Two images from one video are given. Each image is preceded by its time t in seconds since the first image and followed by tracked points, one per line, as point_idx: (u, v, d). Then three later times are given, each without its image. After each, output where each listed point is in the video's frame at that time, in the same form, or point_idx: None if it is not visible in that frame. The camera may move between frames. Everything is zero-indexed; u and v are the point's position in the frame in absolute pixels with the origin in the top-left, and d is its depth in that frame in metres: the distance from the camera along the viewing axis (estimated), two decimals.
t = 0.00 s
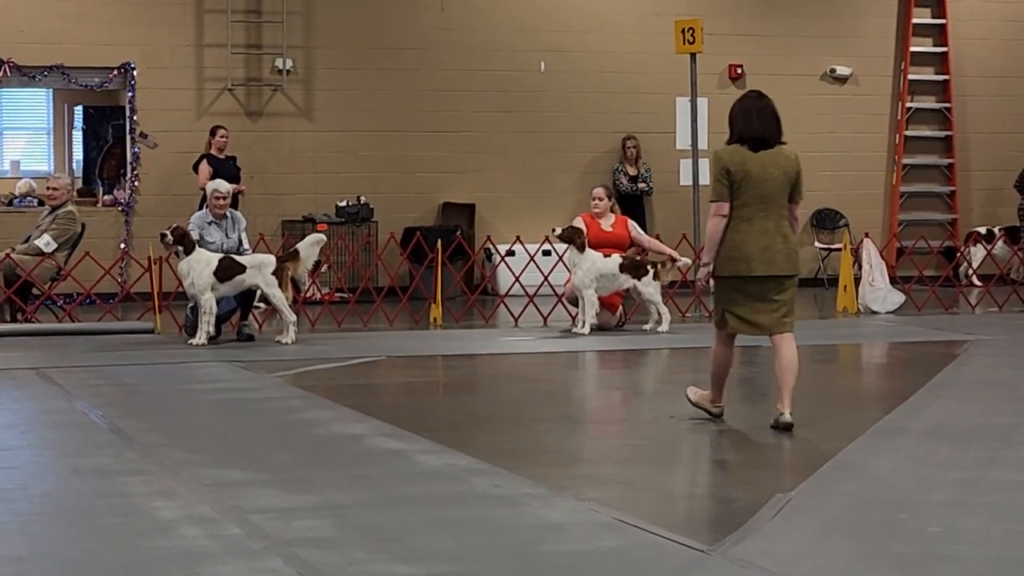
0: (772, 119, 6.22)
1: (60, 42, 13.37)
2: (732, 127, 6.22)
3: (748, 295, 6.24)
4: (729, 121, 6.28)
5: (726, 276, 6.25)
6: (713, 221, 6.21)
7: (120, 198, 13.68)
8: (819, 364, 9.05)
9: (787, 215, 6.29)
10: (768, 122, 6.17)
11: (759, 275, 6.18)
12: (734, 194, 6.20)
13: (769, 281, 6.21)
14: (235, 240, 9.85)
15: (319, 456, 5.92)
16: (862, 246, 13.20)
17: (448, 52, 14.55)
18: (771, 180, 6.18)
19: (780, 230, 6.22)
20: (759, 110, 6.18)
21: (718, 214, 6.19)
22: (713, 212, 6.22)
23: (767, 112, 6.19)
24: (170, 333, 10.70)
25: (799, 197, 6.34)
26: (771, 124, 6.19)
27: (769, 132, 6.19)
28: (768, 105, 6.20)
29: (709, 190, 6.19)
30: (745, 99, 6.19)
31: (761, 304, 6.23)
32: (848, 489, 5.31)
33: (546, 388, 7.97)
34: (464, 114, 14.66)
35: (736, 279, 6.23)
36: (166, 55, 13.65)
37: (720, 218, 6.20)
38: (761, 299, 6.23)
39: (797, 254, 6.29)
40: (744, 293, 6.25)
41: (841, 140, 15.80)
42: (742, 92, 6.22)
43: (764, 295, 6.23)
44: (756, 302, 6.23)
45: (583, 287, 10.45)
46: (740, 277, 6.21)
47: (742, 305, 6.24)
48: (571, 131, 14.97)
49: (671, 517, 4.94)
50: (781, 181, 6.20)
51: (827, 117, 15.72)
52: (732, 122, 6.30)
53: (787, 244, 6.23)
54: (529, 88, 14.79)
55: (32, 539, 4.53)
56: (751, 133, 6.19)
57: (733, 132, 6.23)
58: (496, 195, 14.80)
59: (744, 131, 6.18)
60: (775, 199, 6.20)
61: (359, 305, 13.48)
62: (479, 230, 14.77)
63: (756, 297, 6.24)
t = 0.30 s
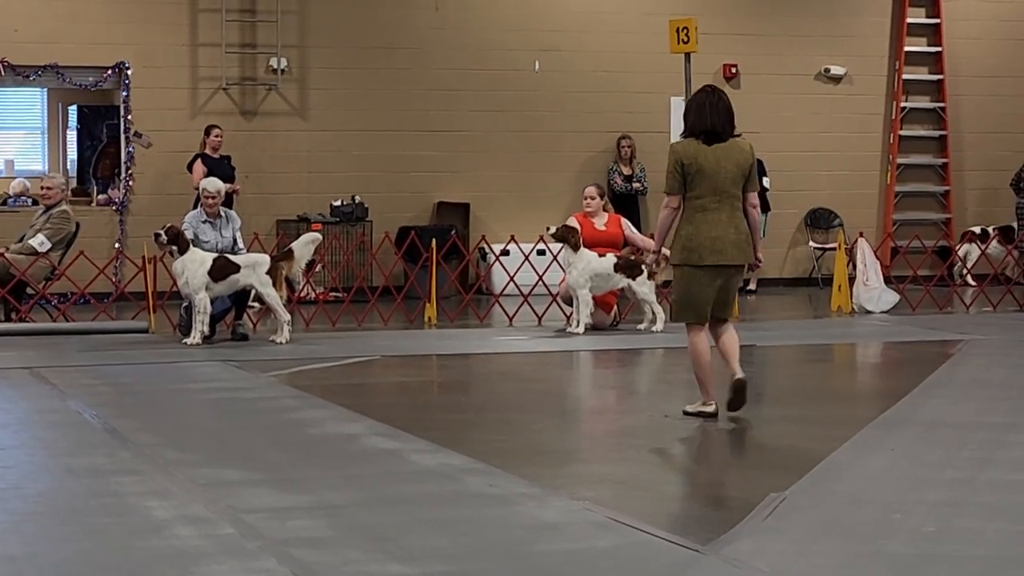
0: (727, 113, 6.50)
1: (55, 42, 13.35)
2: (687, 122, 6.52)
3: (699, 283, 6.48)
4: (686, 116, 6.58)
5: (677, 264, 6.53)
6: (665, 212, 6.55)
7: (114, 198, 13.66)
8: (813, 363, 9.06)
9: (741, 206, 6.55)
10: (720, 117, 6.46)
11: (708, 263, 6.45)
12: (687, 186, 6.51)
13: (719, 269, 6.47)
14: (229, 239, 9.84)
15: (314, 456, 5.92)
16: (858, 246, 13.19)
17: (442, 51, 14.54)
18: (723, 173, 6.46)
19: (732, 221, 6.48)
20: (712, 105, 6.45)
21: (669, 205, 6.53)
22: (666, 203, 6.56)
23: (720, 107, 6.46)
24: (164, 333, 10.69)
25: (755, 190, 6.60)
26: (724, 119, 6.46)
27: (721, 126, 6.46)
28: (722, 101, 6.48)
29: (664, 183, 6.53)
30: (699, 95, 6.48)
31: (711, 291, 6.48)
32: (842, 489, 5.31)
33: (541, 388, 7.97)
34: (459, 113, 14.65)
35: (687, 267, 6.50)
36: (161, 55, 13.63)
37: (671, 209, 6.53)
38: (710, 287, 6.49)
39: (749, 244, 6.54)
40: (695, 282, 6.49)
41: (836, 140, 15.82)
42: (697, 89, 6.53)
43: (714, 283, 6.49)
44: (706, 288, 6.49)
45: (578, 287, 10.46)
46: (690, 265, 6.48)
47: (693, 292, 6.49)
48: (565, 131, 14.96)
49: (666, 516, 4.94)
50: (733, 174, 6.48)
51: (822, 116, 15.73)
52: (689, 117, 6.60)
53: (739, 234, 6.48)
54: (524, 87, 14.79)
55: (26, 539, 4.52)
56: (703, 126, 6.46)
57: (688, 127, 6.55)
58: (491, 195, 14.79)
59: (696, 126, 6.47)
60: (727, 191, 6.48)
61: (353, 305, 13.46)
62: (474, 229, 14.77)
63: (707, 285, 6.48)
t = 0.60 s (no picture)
0: (695, 122, 6.79)
1: (49, 41, 13.34)
2: (656, 130, 6.82)
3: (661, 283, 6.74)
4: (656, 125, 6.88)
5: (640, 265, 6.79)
6: (629, 215, 6.86)
7: (109, 197, 13.65)
8: (808, 362, 9.06)
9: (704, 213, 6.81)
10: (688, 125, 6.75)
11: (670, 265, 6.70)
12: (653, 191, 6.77)
13: (680, 271, 6.72)
14: (224, 238, 9.83)
15: (309, 455, 5.91)
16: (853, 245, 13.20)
17: (437, 51, 14.54)
18: (688, 179, 6.73)
19: (695, 226, 6.74)
20: (681, 114, 6.76)
21: (633, 209, 6.84)
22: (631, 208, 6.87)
23: (689, 116, 6.77)
24: (159, 332, 10.68)
25: (718, 199, 6.88)
26: (690, 127, 6.75)
27: (689, 133, 6.75)
28: (691, 111, 6.78)
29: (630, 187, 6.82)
30: (669, 104, 6.79)
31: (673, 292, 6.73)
32: (838, 488, 5.31)
33: (535, 387, 7.97)
34: (454, 112, 14.65)
35: (650, 268, 6.75)
36: (156, 54, 13.63)
37: (635, 213, 6.85)
38: (672, 288, 6.73)
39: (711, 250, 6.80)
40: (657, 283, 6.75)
41: (831, 139, 15.83)
42: (666, 99, 6.84)
43: (676, 285, 6.74)
44: (669, 289, 6.73)
45: (573, 286, 10.47)
46: (653, 266, 6.74)
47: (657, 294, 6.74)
48: (561, 130, 14.96)
49: (661, 516, 4.94)
50: (698, 181, 6.75)
51: (817, 116, 15.75)
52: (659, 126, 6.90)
53: (701, 240, 6.74)
54: (519, 86, 14.79)
55: (21, 538, 4.52)
56: (672, 132, 6.75)
57: (656, 135, 6.84)
58: (486, 194, 14.80)
59: (666, 132, 6.76)
60: (691, 197, 6.74)
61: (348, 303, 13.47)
62: (469, 228, 14.77)
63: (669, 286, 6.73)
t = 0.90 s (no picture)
0: (662, 116, 7.07)
1: (44, 41, 13.33)
2: (626, 126, 7.09)
3: (638, 274, 7.07)
4: (624, 121, 7.13)
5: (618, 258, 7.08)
6: (607, 209, 7.06)
7: (105, 197, 13.64)
8: (804, 362, 9.07)
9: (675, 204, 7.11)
10: (657, 121, 7.03)
11: (647, 258, 7.02)
12: (627, 186, 7.04)
13: (656, 262, 7.04)
14: (220, 238, 9.83)
15: (304, 455, 5.91)
16: (848, 245, 13.21)
17: (433, 50, 14.54)
18: (659, 173, 7.02)
19: (668, 219, 7.05)
20: (648, 110, 7.04)
21: (612, 203, 7.04)
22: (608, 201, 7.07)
23: (657, 111, 7.05)
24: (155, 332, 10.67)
25: (687, 190, 7.17)
26: (659, 122, 7.03)
27: (658, 128, 7.03)
28: (658, 107, 7.07)
29: (605, 182, 7.06)
30: (637, 100, 7.05)
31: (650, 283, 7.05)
32: (833, 488, 5.32)
33: (531, 387, 7.97)
34: (449, 112, 14.64)
35: (628, 261, 7.06)
36: (151, 54, 13.62)
37: (613, 207, 7.05)
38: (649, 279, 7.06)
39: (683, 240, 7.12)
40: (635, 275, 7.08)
41: (827, 139, 15.84)
42: (633, 95, 7.10)
43: (652, 274, 7.05)
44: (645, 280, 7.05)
45: (569, 286, 10.48)
46: (631, 259, 7.05)
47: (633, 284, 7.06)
48: (557, 130, 14.95)
49: (656, 516, 4.94)
50: (669, 175, 7.04)
51: (812, 116, 15.76)
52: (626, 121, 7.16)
53: (673, 231, 7.05)
54: (514, 86, 14.79)
55: (18, 538, 4.51)
56: (643, 128, 7.02)
57: (627, 130, 7.10)
58: (482, 194, 14.79)
59: (636, 128, 7.04)
60: (663, 191, 7.03)
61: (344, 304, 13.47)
62: (465, 228, 14.77)
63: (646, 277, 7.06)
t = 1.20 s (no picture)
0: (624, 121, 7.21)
1: (42, 42, 13.33)
2: (589, 130, 7.21)
3: (603, 276, 7.19)
4: (586, 126, 7.24)
5: (582, 260, 7.21)
6: (572, 213, 7.19)
7: (103, 198, 13.65)
8: (802, 363, 9.08)
9: (637, 207, 7.25)
10: (620, 126, 7.16)
11: (610, 260, 7.16)
12: (590, 190, 7.18)
13: (619, 263, 7.19)
14: (217, 240, 9.82)
15: (302, 456, 5.91)
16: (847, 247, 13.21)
17: (431, 52, 14.54)
18: (622, 176, 7.17)
19: (631, 220, 7.19)
20: (611, 115, 7.16)
21: (575, 207, 7.17)
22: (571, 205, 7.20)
23: (619, 115, 7.18)
24: (152, 333, 10.67)
25: (649, 191, 7.32)
26: (621, 126, 7.16)
27: (620, 133, 7.17)
28: (619, 111, 7.18)
29: (568, 186, 7.18)
30: (599, 105, 7.17)
31: (613, 284, 7.18)
32: (831, 489, 5.32)
33: (529, 388, 7.97)
34: (447, 113, 14.65)
35: (592, 263, 7.19)
36: (149, 55, 13.62)
37: (577, 211, 7.18)
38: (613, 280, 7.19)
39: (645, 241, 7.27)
40: (598, 277, 7.20)
41: (825, 140, 15.84)
42: (594, 100, 7.22)
43: (615, 276, 7.19)
44: (610, 281, 7.18)
45: (567, 287, 10.48)
46: (595, 261, 7.18)
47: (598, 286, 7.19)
48: (555, 131, 14.95)
49: (653, 517, 4.94)
50: (631, 177, 7.19)
51: (811, 117, 15.76)
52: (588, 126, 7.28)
53: (636, 232, 7.20)
54: (513, 87, 14.79)
55: (16, 539, 4.51)
56: (606, 133, 7.15)
57: (589, 135, 7.22)
58: (480, 195, 14.79)
59: (598, 133, 7.16)
60: (626, 193, 7.18)
61: (342, 305, 13.48)
62: (463, 230, 14.78)
63: (609, 279, 7.19)
